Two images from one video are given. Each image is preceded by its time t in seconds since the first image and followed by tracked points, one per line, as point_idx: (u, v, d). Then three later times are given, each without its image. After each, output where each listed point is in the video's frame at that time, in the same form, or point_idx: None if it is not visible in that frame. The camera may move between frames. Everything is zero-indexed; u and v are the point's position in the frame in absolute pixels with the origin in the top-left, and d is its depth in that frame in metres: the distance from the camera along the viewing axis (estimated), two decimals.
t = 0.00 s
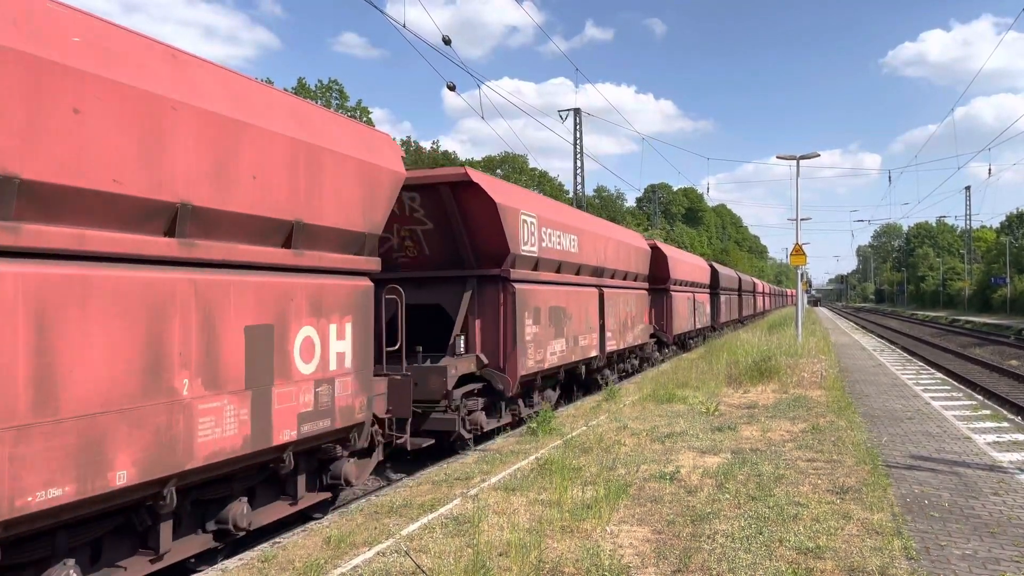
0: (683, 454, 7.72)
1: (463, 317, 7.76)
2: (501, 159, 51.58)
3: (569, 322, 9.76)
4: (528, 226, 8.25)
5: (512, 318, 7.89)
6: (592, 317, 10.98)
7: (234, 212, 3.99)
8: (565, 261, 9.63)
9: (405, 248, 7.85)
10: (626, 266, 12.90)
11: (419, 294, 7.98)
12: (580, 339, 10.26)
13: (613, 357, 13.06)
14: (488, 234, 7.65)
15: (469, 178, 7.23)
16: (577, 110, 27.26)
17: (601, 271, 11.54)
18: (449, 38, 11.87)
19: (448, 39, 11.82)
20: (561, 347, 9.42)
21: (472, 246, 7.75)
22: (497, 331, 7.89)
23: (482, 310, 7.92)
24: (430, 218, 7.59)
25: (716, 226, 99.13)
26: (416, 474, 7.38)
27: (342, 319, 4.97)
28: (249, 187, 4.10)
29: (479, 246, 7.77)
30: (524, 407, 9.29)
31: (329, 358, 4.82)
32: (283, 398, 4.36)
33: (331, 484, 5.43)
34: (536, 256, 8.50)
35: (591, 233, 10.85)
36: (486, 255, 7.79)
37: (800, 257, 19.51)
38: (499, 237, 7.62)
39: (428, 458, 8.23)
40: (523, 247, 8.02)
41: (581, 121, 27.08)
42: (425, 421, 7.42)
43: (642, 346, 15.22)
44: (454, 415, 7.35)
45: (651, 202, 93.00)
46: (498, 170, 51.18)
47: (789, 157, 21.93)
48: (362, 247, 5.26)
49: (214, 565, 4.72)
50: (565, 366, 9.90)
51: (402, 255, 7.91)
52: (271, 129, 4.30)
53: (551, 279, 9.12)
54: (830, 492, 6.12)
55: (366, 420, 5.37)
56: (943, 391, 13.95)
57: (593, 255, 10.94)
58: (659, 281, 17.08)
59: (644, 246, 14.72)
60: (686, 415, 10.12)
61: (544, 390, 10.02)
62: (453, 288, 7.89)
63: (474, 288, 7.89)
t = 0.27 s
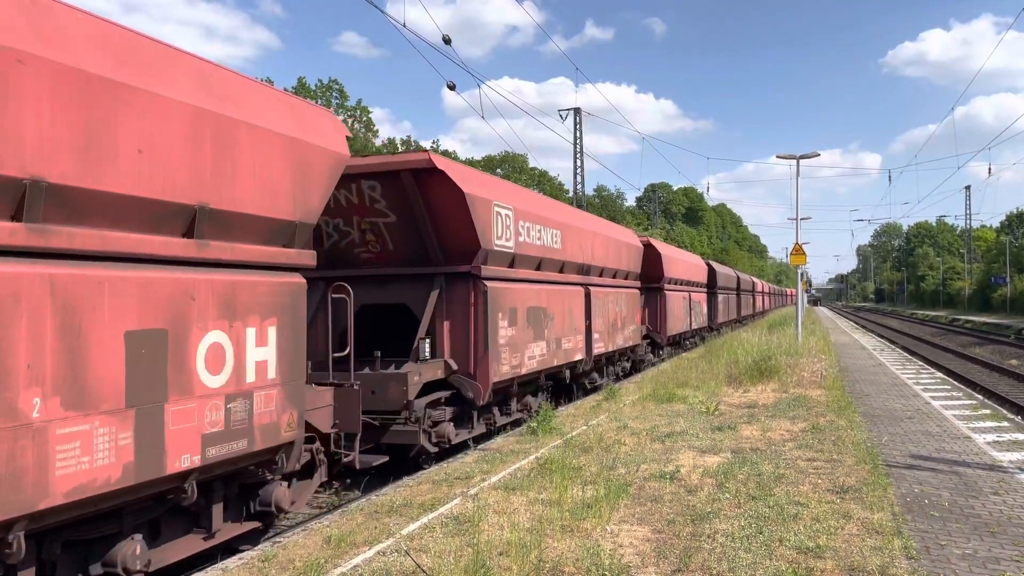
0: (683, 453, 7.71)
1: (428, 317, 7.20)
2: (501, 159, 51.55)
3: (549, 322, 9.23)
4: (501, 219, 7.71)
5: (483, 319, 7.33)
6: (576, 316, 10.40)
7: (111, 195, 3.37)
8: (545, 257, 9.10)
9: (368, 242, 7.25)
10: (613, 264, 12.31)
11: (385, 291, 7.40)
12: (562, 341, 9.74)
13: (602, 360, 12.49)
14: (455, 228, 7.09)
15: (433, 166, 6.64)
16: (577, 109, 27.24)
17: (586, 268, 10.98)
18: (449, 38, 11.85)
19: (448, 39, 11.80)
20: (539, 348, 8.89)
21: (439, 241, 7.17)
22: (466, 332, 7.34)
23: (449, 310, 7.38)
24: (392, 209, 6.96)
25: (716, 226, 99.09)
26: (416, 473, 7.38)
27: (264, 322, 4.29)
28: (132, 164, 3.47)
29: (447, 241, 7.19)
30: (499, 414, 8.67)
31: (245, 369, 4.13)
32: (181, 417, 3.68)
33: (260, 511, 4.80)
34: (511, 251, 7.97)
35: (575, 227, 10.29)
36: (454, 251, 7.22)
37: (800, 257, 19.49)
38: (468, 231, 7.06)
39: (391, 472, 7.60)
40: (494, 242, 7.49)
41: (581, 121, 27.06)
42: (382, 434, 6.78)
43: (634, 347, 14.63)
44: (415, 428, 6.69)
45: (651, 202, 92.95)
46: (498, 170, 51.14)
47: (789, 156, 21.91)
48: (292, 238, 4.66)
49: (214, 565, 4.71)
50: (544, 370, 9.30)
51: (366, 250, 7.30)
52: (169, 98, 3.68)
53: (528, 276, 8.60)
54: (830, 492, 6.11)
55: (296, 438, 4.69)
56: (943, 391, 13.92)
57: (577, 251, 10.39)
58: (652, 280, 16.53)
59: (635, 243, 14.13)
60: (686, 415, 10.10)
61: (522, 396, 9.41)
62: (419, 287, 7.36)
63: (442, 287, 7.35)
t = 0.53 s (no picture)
0: (683, 454, 7.72)
1: (387, 320, 6.55)
2: (501, 159, 51.56)
3: (527, 325, 8.57)
4: (469, 212, 7.06)
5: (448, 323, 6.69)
6: (560, 317, 9.75)
7: None
8: (523, 254, 8.44)
9: (322, 237, 6.58)
10: (601, 264, 11.66)
11: (342, 292, 6.78)
12: (543, 345, 9.11)
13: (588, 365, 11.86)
14: (415, 222, 6.44)
15: (390, 152, 5.99)
16: (577, 109, 27.26)
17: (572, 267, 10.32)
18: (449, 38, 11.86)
19: (448, 39, 11.81)
20: (516, 353, 8.23)
21: (399, 236, 6.51)
22: (430, 337, 6.70)
23: (412, 312, 6.74)
24: (346, 200, 6.30)
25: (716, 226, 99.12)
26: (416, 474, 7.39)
27: (152, 327, 3.52)
28: None
29: (408, 236, 6.55)
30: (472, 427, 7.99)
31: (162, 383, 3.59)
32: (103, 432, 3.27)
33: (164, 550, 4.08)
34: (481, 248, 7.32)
35: (559, 223, 9.63)
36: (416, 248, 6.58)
37: (800, 257, 19.50)
38: (430, 226, 6.42)
39: (349, 492, 6.91)
40: (461, 238, 6.85)
41: (581, 121, 27.08)
42: (332, 451, 6.11)
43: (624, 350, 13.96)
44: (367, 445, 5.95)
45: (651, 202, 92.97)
46: (498, 170, 51.16)
47: (789, 157, 21.92)
48: (195, 228, 3.89)
49: (214, 565, 4.72)
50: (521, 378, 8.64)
51: (320, 245, 6.65)
52: (14, 45, 2.89)
53: (503, 275, 7.96)
54: (830, 492, 6.12)
55: (200, 465, 3.90)
56: (943, 391, 13.93)
57: (561, 248, 9.73)
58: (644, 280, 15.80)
59: (626, 241, 13.50)
60: (686, 415, 10.11)
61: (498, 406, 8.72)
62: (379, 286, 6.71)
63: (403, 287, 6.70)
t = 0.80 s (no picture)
0: (683, 453, 7.72)
1: (337, 321, 5.95)
2: (501, 159, 51.57)
3: (500, 328, 7.94)
4: (432, 203, 6.49)
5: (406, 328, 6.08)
6: (539, 320, 9.11)
7: None
8: (496, 249, 7.87)
9: (265, 229, 6.05)
10: (584, 262, 11.08)
11: (288, 291, 6.29)
12: (519, 350, 8.48)
13: (574, 370, 11.12)
14: (366, 213, 5.86)
15: (334, 133, 5.42)
16: (577, 109, 27.27)
17: (552, 265, 9.70)
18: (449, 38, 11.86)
19: (448, 39, 11.82)
20: (487, 359, 7.61)
21: (349, 228, 5.95)
22: (385, 341, 6.12)
23: (366, 313, 6.16)
24: (288, 187, 5.75)
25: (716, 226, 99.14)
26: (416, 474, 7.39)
27: None
28: None
29: (360, 229, 5.98)
30: (437, 440, 7.28)
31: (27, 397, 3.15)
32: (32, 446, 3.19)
33: None
34: (446, 242, 6.75)
35: (537, 218, 9.07)
36: (369, 241, 6.02)
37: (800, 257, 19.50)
38: (385, 217, 5.85)
39: (295, 514, 6.15)
40: (422, 230, 6.28)
41: (581, 121, 27.08)
42: (268, 472, 5.39)
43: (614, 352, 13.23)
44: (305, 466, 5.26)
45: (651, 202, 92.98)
46: (498, 170, 51.18)
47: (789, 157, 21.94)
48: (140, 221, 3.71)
49: (214, 565, 4.72)
50: (493, 386, 7.97)
51: (263, 238, 6.12)
52: None
53: (470, 274, 7.35)
54: (830, 492, 6.12)
55: (60, 503, 3.34)
56: (943, 391, 13.92)
57: (540, 244, 9.16)
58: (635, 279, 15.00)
59: (614, 239, 12.91)
60: (686, 415, 10.11)
61: (468, 416, 8.00)
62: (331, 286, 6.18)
63: (357, 287, 6.12)
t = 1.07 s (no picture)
0: (683, 454, 7.73)
1: (271, 325, 5.18)
2: (501, 159, 51.59)
3: (470, 331, 7.08)
4: (385, 190, 5.72)
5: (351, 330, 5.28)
6: (517, 322, 8.26)
7: None
8: (467, 243, 7.08)
9: (192, 220, 5.38)
10: (572, 260, 10.34)
11: (221, 290, 5.59)
12: (492, 355, 7.58)
13: (558, 373, 10.32)
14: (303, 200, 5.13)
15: (261, 106, 4.70)
16: (577, 110, 27.29)
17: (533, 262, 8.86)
18: (449, 38, 11.87)
19: (448, 39, 11.83)
20: (455, 366, 6.75)
21: (285, 218, 5.23)
22: (326, 347, 5.34)
23: (306, 316, 5.39)
24: (214, 170, 5.07)
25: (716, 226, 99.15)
26: (416, 474, 7.39)
27: None
28: None
29: (298, 219, 5.25)
30: (393, 457, 6.40)
31: None
32: None
33: None
34: (404, 234, 5.97)
35: (518, 210, 8.31)
36: (309, 234, 5.29)
37: (800, 257, 19.50)
38: (325, 205, 5.12)
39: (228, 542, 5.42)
40: (371, 220, 5.51)
41: (581, 121, 27.09)
42: (180, 501, 4.61)
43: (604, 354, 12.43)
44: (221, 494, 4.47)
45: (652, 202, 93.00)
46: (499, 170, 51.20)
47: (789, 157, 21.96)
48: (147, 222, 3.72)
49: (214, 565, 4.73)
50: (461, 394, 7.09)
51: (191, 230, 5.44)
52: None
53: (433, 269, 6.50)
54: (830, 492, 6.12)
55: None
56: (943, 391, 13.93)
57: (521, 238, 8.37)
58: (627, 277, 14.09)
59: (606, 236, 12.15)
60: (686, 415, 10.11)
61: (433, 428, 7.14)
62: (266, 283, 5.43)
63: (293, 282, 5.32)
